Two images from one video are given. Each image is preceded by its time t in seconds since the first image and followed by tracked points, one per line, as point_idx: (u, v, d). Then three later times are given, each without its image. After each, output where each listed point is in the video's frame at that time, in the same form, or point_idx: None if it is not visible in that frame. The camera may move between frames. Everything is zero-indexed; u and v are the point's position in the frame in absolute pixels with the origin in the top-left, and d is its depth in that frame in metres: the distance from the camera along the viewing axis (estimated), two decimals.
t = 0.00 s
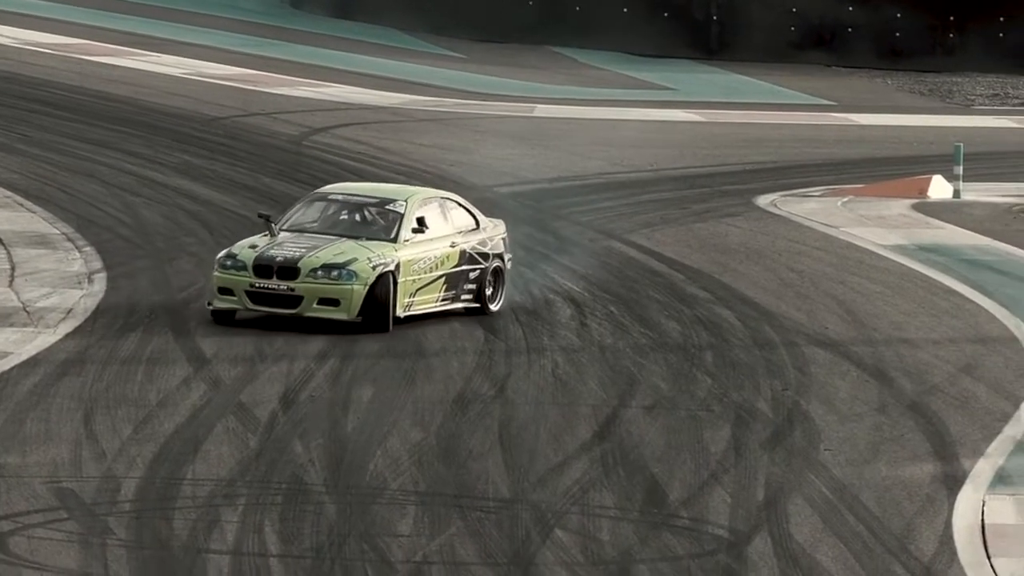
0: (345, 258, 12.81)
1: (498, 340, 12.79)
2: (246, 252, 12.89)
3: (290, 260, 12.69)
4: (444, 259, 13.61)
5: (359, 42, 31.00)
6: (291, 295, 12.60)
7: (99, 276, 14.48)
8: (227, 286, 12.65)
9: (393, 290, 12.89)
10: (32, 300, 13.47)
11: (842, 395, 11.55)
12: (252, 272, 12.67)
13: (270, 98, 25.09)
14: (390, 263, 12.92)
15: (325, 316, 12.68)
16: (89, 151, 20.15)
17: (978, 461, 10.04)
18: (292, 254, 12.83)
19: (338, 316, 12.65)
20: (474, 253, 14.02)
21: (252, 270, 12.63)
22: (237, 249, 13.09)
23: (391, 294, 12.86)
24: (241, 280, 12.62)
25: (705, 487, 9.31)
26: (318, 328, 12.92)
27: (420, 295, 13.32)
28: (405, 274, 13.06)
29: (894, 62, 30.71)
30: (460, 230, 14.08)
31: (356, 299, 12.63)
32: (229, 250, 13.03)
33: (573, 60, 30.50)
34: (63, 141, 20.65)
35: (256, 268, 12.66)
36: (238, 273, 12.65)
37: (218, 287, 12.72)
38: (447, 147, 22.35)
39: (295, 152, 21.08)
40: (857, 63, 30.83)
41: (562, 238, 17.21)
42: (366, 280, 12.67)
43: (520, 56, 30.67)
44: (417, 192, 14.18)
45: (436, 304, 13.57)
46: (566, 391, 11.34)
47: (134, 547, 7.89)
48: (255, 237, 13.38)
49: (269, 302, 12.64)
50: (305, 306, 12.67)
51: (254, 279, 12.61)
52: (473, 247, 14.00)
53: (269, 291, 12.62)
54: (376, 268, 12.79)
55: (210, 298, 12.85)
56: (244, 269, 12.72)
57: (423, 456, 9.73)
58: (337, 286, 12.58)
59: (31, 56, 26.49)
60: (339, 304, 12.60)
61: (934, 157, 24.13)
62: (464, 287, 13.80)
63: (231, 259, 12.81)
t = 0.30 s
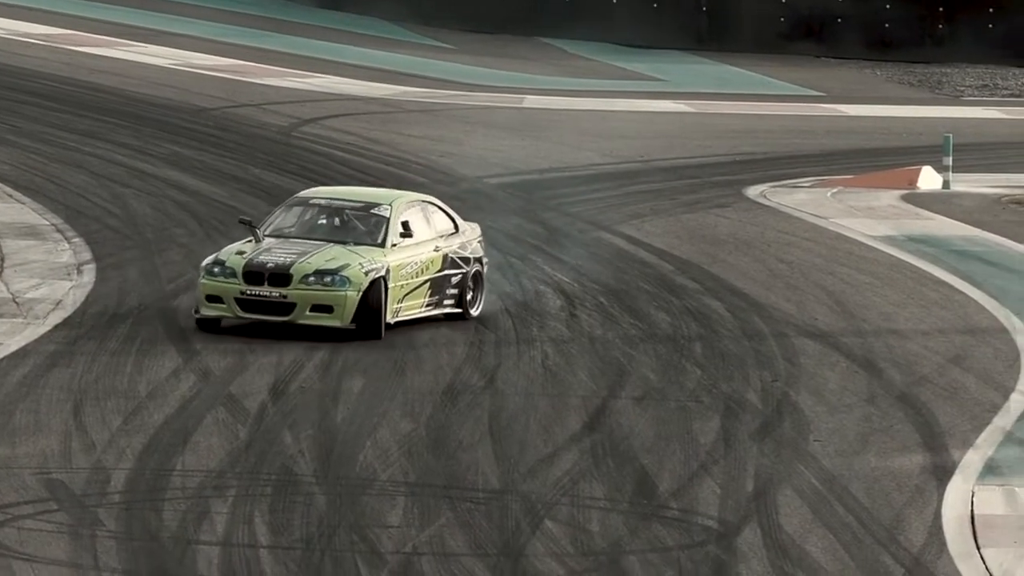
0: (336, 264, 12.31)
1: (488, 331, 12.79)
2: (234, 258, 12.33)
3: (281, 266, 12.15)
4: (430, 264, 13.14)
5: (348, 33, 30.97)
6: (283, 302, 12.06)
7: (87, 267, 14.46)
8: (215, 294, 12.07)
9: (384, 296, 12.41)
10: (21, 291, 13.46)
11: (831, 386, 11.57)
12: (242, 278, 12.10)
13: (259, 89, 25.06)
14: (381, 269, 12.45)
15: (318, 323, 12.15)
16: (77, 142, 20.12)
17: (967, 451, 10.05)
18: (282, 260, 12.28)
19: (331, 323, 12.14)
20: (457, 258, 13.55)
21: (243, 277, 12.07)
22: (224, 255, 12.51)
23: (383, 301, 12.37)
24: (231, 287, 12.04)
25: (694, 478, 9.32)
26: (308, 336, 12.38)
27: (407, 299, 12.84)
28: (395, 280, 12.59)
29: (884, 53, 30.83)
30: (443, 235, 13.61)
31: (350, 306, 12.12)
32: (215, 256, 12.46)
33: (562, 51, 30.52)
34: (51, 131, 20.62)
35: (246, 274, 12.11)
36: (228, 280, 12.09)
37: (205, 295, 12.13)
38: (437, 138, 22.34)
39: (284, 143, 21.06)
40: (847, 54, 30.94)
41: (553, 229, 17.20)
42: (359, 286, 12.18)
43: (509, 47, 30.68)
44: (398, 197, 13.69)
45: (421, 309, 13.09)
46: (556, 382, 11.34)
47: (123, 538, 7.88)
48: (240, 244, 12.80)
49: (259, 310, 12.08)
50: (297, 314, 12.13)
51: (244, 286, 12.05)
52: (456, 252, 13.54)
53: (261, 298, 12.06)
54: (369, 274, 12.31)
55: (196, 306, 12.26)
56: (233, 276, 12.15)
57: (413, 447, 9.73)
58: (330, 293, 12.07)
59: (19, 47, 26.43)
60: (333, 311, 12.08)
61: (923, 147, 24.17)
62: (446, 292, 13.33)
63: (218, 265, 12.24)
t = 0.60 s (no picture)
0: (327, 271, 11.81)
1: (478, 322, 12.80)
2: (221, 265, 11.82)
3: (272, 273, 11.66)
4: (414, 269, 12.67)
5: (338, 24, 30.92)
6: (275, 310, 11.56)
7: (76, 258, 14.44)
8: (204, 302, 11.56)
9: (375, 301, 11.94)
10: (10, 281, 13.43)
11: (821, 376, 11.58)
12: (232, 286, 11.61)
13: (248, 80, 25.01)
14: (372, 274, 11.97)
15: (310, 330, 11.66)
16: (66, 132, 20.08)
17: (956, 442, 10.06)
18: (273, 267, 11.78)
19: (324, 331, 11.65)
20: (435, 262, 13.10)
21: (234, 284, 11.57)
22: (210, 261, 11.98)
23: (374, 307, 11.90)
24: (220, 294, 11.56)
25: (684, 469, 9.33)
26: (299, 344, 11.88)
27: (393, 304, 12.31)
28: (384, 285, 12.11)
29: (873, 44, 30.93)
30: (422, 239, 13.16)
31: (344, 313, 11.64)
32: (200, 263, 11.95)
33: (552, 42, 30.50)
34: (41, 122, 20.57)
35: (236, 281, 11.61)
36: (217, 288, 11.59)
37: (193, 303, 11.65)
38: (426, 129, 22.31)
39: (273, 134, 21.03)
40: (837, 46, 31.05)
41: (542, 220, 17.16)
42: (353, 292, 11.70)
43: (499, 38, 30.65)
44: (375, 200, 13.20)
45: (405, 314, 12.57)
46: (545, 373, 11.34)
47: (113, 529, 7.88)
48: (222, 250, 12.25)
49: (250, 318, 11.61)
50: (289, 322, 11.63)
51: (235, 294, 11.56)
52: (436, 257, 13.10)
53: (252, 306, 11.56)
54: (361, 279, 11.83)
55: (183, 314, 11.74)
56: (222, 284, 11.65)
57: (403, 437, 9.73)
58: (324, 299, 11.58)
59: (7, 37, 26.35)
60: (327, 318, 11.60)
61: (912, 138, 24.17)
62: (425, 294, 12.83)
63: (205, 272, 11.74)
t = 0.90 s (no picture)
0: (319, 275, 11.28)
1: (469, 311, 12.81)
2: (209, 270, 11.26)
3: (265, 278, 11.11)
4: (395, 272, 12.15)
5: (328, 13, 30.90)
6: (268, 316, 11.03)
7: (67, 247, 14.42)
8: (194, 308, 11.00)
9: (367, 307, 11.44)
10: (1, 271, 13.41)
11: (812, 365, 11.59)
12: (223, 291, 11.05)
13: (238, 69, 24.97)
14: (363, 278, 11.47)
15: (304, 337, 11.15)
16: (56, 121, 20.04)
17: (947, 431, 10.07)
18: (264, 271, 11.23)
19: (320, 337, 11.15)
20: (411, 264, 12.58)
21: (226, 289, 11.02)
22: (195, 265, 11.39)
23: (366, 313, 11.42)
24: (210, 301, 11.01)
25: (674, 458, 9.33)
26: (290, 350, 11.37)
27: (378, 310, 11.75)
28: (373, 289, 11.59)
29: (864, 32, 31.10)
30: (399, 241, 12.63)
31: (339, 319, 11.15)
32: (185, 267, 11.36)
33: (543, 30, 30.51)
34: (31, 111, 20.54)
35: (228, 287, 11.05)
36: (208, 294, 11.03)
37: (181, 310, 11.10)
38: (417, 118, 22.30)
39: (264, 123, 21.00)
40: (827, 35, 31.13)
41: (533, 209, 17.15)
42: (348, 297, 11.21)
43: (489, 27, 30.64)
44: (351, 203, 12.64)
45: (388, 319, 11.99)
46: (536, 362, 11.34)
47: (104, 518, 7.87)
48: (204, 254, 11.63)
49: (241, 325, 11.07)
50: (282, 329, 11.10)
51: (227, 300, 11.01)
52: (412, 259, 12.60)
53: (245, 313, 11.02)
54: (354, 284, 11.33)
55: (170, 321, 11.16)
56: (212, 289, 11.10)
57: (393, 427, 9.73)
58: (319, 305, 11.06)
59: None
60: (323, 325, 11.10)
61: (903, 127, 24.19)
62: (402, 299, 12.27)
63: (194, 277, 11.19)
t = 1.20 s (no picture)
0: (314, 279, 10.89)
1: (464, 299, 12.80)
2: (201, 275, 10.83)
3: (261, 283, 10.71)
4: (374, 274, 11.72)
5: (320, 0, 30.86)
6: (265, 322, 10.61)
7: (62, 234, 14.40)
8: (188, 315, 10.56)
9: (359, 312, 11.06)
10: None
11: (807, 353, 11.59)
12: (218, 297, 10.62)
13: (231, 56, 24.95)
14: (355, 283, 11.10)
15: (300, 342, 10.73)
16: (50, 108, 20.01)
17: (942, 418, 10.08)
18: (258, 276, 10.83)
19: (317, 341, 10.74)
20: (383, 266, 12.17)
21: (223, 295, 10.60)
22: (184, 271, 10.94)
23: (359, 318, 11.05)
24: (205, 307, 10.57)
25: (669, 446, 9.33)
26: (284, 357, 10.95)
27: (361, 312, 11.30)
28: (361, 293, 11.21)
29: (860, 19, 31.01)
30: (373, 243, 12.25)
31: (337, 323, 10.77)
32: (173, 273, 10.90)
33: (536, 17, 30.50)
34: (25, 99, 20.50)
35: (224, 292, 10.63)
36: (203, 300, 10.59)
37: (173, 316, 10.64)
38: (411, 105, 22.29)
39: (258, 110, 20.97)
40: (824, 22, 31.03)
41: (528, 197, 17.14)
42: (344, 301, 10.83)
43: (482, 14, 30.62)
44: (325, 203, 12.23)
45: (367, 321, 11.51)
46: (532, 350, 11.34)
47: (99, 505, 7.87)
48: (190, 259, 11.17)
49: (236, 331, 10.64)
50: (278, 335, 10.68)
51: (223, 306, 10.58)
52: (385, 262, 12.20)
53: (241, 319, 10.60)
54: (348, 288, 10.96)
55: (162, 327, 10.68)
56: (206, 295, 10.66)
57: (389, 414, 9.73)
58: (317, 309, 10.67)
59: None
60: (321, 330, 10.70)
61: (896, 114, 24.21)
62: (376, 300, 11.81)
63: (185, 282, 10.73)
